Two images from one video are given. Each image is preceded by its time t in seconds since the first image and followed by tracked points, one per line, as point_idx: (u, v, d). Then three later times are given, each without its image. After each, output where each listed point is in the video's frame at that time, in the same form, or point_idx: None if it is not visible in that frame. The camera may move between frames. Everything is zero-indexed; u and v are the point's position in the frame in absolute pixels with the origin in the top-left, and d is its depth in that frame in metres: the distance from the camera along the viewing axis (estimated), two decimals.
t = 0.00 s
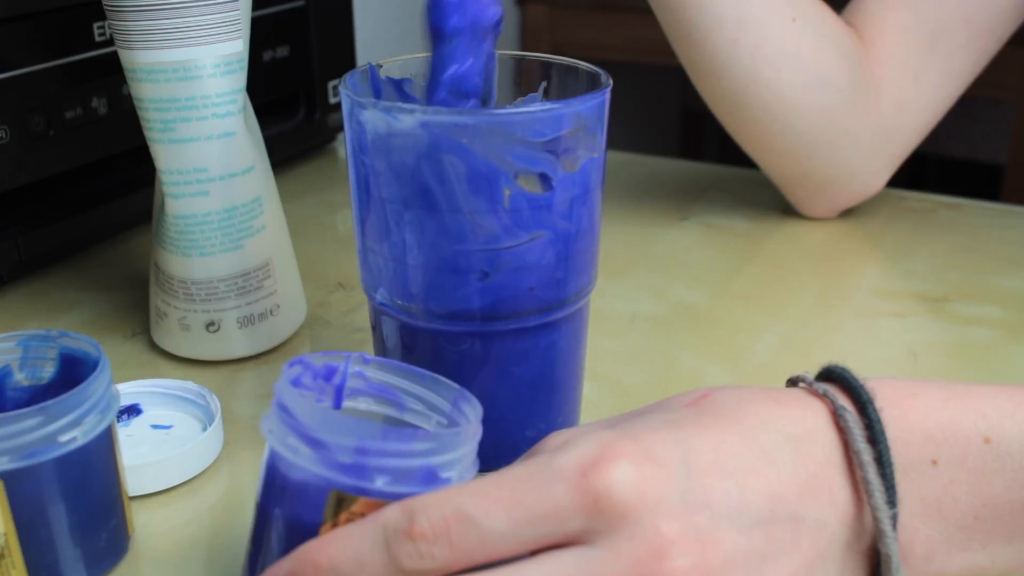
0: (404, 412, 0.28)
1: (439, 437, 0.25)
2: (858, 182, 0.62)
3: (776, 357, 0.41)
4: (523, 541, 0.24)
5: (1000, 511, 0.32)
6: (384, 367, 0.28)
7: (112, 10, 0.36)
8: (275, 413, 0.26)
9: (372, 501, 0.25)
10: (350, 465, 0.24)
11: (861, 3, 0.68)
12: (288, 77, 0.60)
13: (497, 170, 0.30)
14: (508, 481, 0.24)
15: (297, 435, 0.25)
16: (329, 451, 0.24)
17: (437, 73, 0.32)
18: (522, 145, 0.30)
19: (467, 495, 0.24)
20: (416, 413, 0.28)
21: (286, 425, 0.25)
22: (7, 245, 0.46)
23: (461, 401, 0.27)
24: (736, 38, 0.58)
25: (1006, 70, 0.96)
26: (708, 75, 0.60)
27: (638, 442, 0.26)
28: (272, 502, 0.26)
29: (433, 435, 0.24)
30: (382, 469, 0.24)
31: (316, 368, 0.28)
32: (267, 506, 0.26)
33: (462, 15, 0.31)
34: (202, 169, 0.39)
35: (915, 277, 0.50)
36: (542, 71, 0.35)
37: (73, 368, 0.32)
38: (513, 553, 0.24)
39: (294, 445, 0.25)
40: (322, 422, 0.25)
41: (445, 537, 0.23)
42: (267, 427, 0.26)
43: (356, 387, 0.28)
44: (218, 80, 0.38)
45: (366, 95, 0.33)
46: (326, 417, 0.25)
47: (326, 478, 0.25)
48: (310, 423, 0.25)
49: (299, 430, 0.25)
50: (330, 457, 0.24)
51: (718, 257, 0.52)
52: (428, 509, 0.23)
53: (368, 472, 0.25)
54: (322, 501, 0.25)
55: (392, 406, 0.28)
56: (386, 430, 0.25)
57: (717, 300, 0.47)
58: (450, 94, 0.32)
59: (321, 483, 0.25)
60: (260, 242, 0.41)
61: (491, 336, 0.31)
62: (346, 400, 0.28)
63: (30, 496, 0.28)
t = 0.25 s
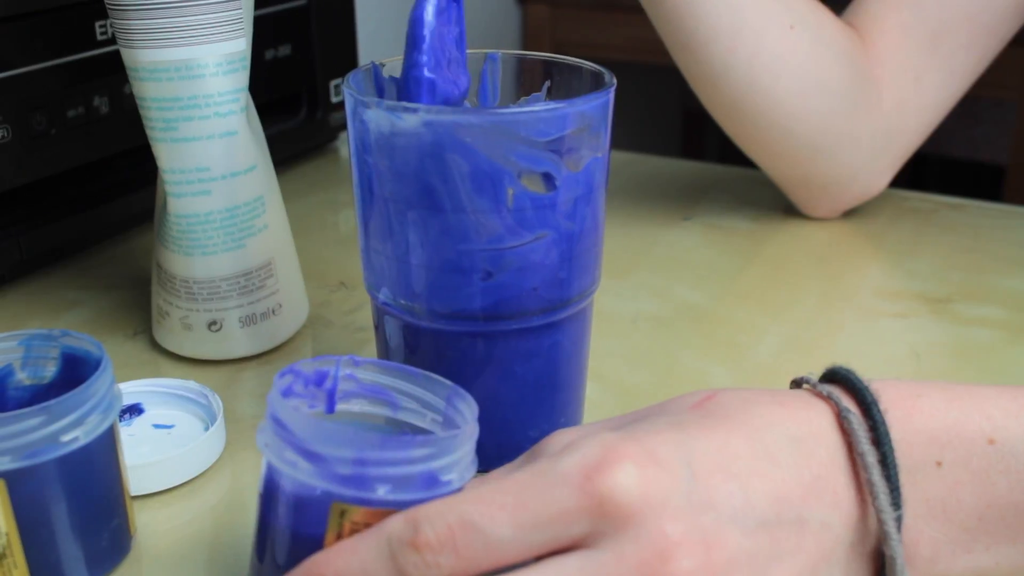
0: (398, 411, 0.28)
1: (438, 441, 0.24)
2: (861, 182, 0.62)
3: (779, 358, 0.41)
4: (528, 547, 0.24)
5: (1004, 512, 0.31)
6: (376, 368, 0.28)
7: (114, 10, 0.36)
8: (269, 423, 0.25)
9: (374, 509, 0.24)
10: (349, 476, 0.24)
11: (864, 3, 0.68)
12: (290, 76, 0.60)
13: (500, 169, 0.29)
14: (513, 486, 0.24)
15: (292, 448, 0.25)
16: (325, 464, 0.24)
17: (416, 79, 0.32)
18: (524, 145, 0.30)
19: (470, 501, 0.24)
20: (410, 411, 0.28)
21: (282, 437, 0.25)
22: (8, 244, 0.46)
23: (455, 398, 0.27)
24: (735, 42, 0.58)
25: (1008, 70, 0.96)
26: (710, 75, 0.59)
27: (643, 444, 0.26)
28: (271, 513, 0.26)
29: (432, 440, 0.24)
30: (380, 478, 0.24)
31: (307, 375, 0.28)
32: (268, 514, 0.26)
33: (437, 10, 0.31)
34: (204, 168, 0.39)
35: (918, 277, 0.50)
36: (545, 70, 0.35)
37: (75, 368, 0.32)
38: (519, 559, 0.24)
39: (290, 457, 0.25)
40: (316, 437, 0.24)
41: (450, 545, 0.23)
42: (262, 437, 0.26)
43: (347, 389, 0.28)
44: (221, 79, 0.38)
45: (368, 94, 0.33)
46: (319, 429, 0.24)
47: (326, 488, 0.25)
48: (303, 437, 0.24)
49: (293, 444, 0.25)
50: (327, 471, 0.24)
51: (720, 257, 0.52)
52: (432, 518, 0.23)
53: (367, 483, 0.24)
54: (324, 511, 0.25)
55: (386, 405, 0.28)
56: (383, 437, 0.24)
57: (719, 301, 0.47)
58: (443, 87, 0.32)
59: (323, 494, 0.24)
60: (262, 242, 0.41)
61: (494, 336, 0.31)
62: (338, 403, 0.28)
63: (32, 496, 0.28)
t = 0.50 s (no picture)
0: (399, 409, 0.28)
1: (438, 441, 0.24)
2: (862, 181, 0.62)
3: (780, 358, 0.41)
4: (527, 545, 0.24)
5: (1006, 512, 0.31)
6: (376, 366, 0.28)
7: (117, 9, 0.36)
8: (271, 423, 0.25)
9: (374, 509, 0.24)
10: (351, 475, 0.24)
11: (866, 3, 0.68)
12: (292, 75, 0.60)
13: (502, 169, 0.29)
14: (512, 485, 0.24)
15: (294, 448, 0.24)
16: (328, 462, 0.24)
17: (434, 56, 0.32)
18: (526, 145, 0.30)
19: (469, 499, 0.24)
20: (411, 409, 0.28)
21: (283, 437, 0.25)
22: (10, 242, 0.46)
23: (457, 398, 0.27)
24: (736, 39, 0.58)
25: (1010, 71, 0.96)
26: (712, 75, 0.59)
27: (643, 444, 0.26)
28: (272, 513, 0.26)
29: (432, 440, 0.24)
30: (383, 477, 0.24)
31: (308, 374, 0.28)
32: (269, 514, 0.26)
33: None
34: (206, 167, 0.39)
35: (919, 277, 0.50)
36: (547, 70, 0.35)
37: (77, 367, 0.32)
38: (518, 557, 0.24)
39: (292, 457, 0.25)
40: (319, 435, 0.24)
41: (449, 544, 0.23)
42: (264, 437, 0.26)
43: (349, 388, 0.28)
44: (223, 79, 0.38)
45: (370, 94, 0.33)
46: (321, 428, 0.24)
47: (326, 488, 0.24)
48: (305, 435, 0.24)
49: (296, 443, 0.24)
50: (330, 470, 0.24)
51: (722, 256, 0.52)
52: (432, 516, 0.23)
53: (370, 482, 0.24)
54: (325, 511, 0.25)
55: (386, 404, 0.28)
56: (384, 437, 0.24)
57: (721, 300, 0.47)
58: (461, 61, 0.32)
59: (323, 494, 0.24)
60: (264, 241, 0.41)
61: (496, 337, 0.31)
62: (340, 403, 0.28)
63: (33, 495, 0.28)
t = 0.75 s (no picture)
0: (395, 406, 0.28)
1: (435, 441, 0.24)
2: (862, 180, 0.62)
3: (780, 355, 0.41)
4: (523, 544, 0.24)
5: (1006, 509, 0.31)
6: (371, 364, 0.28)
7: (115, 8, 0.36)
8: (266, 424, 0.25)
9: (372, 509, 0.24)
10: (347, 477, 0.24)
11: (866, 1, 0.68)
12: (291, 74, 0.60)
13: (501, 167, 0.29)
14: (509, 483, 0.24)
15: (289, 450, 0.24)
16: (323, 465, 0.24)
17: None
18: (525, 143, 0.29)
19: (466, 498, 0.24)
20: (407, 406, 0.28)
21: (279, 439, 0.25)
22: (9, 242, 0.46)
23: (452, 393, 0.27)
24: (730, 34, 0.58)
25: (1010, 69, 0.95)
26: (711, 73, 0.59)
27: (640, 442, 0.26)
28: (269, 514, 0.26)
29: (429, 440, 0.24)
30: (379, 478, 0.24)
31: (303, 374, 0.27)
32: (267, 514, 0.26)
33: None
34: (206, 166, 0.39)
35: (919, 274, 0.50)
36: (546, 68, 0.35)
37: (76, 366, 0.32)
38: (515, 554, 0.24)
39: (287, 459, 0.25)
40: (314, 437, 0.24)
41: (447, 542, 0.23)
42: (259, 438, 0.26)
43: (344, 386, 0.28)
44: (221, 77, 0.38)
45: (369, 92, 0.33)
46: (315, 430, 0.24)
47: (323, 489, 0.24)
48: (300, 437, 0.24)
49: (291, 446, 0.24)
50: (325, 472, 0.24)
51: (722, 254, 0.52)
52: (429, 514, 0.23)
53: (366, 483, 0.24)
54: (323, 511, 0.25)
55: (382, 401, 0.28)
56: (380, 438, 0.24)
57: (720, 298, 0.47)
58: None
59: (320, 495, 0.24)
60: (263, 240, 0.41)
61: (495, 335, 0.31)
62: (335, 400, 0.28)
63: (33, 494, 0.28)
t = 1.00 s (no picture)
0: (398, 404, 0.28)
1: (439, 440, 0.24)
2: (863, 179, 0.62)
3: (781, 355, 0.41)
4: (525, 541, 0.24)
5: (1008, 510, 0.31)
6: (375, 363, 0.28)
7: (117, 8, 0.36)
8: (270, 421, 0.25)
9: (374, 508, 0.24)
10: (351, 475, 0.24)
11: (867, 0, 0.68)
12: (292, 74, 0.60)
13: (503, 167, 0.29)
14: (511, 481, 0.24)
15: (295, 447, 0.24)
16: (328, 462, 0.24)
17: None
18: (527, 143, 0.29)
19: (469, 496, 0.24)
20: (411, 405, 0.28)
21: (283, 437, 0.25)
22: (10, 242, 0.46)
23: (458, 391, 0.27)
24: (726, 29, 0.58)
25: (1011, 68, 0.95)
26: (712, 72, 0.59)
27: (642, 441, 0.26)
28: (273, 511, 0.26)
29: (433, 439, 0.24)
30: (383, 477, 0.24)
31: (307, 372, 0.27)
32: (270, 513, 0.26)
33: None
34: (207, 166, 0.39)
35: (920, 274, 0.50)
36: (547, 68, 0.35)
37: (77, 366, 0.32)
38: (517, 551, 0.24)
39: (292, 456, 0.25)
40: (320, 435, 0.24)
41: (449, 540, 0.23)
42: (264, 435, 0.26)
43: (348, 384, 0.28)
44: (223, 77, 0.38)
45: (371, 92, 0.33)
46: (320, 428, 0.24)
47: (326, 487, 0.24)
48: (307, 435, 0.24)
49: (297, 443, 0.24)
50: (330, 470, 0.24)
51: (723, 254, 0.52)
52: (431, 512, 0.23)
53: (370, 482, 0.24)
54: (326, 511, 0.24)
55: (386, 399, 0.28)
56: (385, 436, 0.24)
57: (721, 298, 0.47)
58: None
59: (323, 494, 0.24)
60: (264, 240, 0.41)
61: (497, 335, 0.31)
62: (339, 398, 0.28)
63: (35, 494, 0.28)
